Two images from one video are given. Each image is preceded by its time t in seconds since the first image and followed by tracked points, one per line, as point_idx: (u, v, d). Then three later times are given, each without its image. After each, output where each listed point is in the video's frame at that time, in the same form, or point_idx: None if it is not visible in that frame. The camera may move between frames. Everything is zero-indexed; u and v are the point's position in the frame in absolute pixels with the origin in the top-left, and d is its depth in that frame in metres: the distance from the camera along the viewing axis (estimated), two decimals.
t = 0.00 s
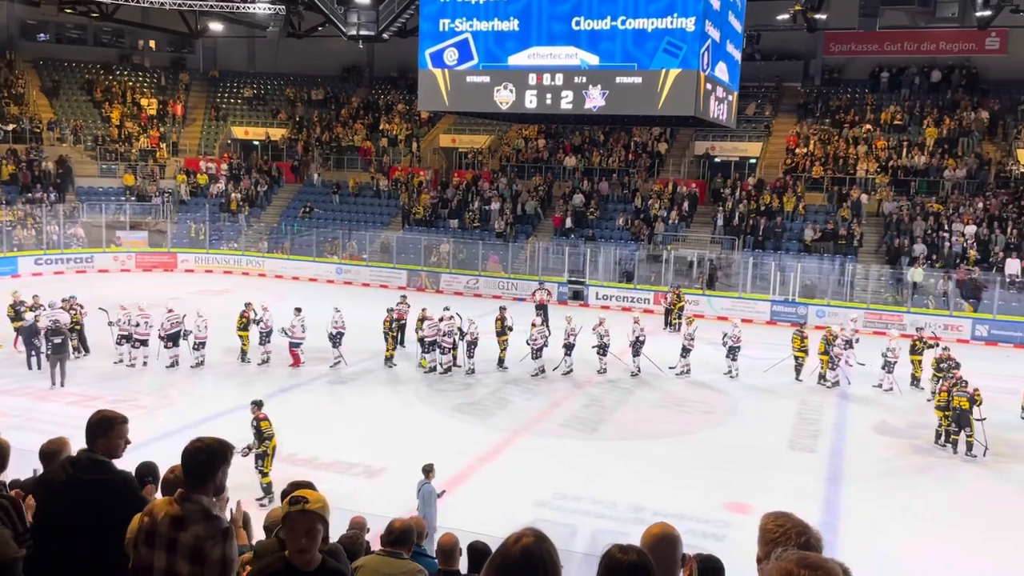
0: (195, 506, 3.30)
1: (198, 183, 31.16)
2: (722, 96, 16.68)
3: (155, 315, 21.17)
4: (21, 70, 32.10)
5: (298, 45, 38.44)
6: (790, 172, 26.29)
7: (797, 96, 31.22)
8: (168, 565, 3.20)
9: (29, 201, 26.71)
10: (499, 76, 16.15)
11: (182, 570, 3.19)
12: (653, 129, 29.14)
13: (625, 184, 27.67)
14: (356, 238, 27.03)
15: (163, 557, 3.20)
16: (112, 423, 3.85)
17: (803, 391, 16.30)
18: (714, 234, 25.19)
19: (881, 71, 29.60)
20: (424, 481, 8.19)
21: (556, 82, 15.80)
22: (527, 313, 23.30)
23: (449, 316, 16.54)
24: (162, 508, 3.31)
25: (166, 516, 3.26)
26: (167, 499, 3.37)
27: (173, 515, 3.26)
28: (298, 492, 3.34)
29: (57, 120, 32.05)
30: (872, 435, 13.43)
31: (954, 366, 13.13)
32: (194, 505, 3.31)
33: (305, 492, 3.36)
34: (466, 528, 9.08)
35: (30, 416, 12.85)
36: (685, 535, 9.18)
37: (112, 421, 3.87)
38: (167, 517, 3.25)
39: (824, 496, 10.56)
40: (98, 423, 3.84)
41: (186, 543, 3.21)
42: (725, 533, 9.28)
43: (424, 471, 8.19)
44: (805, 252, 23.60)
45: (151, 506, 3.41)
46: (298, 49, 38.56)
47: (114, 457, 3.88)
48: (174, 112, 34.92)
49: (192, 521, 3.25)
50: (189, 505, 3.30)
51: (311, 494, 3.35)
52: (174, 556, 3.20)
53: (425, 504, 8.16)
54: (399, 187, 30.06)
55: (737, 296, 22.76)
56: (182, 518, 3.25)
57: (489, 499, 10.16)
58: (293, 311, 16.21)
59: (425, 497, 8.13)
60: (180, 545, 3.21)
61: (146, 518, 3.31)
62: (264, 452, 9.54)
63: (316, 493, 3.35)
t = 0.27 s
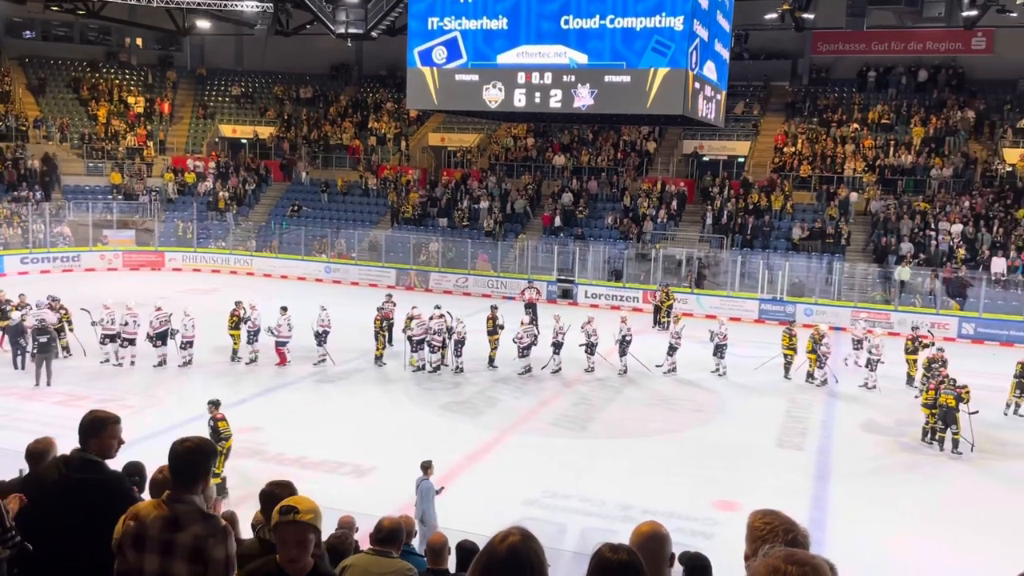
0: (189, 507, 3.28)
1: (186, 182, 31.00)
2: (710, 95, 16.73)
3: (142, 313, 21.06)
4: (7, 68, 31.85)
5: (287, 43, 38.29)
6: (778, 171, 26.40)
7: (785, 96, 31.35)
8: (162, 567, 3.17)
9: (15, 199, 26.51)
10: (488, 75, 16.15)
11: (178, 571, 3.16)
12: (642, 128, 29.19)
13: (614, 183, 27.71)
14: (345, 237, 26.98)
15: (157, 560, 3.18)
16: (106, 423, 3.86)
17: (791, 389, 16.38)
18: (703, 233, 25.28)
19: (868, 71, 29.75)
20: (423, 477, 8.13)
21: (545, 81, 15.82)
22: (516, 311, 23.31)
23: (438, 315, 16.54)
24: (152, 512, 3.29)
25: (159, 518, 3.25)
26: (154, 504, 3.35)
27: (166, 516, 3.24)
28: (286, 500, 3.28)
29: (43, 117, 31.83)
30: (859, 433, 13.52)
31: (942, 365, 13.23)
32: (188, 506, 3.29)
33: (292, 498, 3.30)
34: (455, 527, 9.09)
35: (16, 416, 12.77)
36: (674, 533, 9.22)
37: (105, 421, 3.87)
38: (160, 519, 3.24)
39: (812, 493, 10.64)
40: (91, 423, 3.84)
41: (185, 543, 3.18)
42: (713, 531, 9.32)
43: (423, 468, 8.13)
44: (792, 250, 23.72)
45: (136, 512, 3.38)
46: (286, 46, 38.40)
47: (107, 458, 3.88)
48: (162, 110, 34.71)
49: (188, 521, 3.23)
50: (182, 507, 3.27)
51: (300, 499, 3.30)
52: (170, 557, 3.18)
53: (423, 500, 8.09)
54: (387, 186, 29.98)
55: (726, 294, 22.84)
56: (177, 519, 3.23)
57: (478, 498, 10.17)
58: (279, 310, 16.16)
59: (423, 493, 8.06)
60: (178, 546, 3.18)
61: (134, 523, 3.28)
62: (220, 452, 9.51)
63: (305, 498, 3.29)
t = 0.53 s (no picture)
0: (177, 506, 3.39)
1: (175, 179, 30.87)
2: (699, 94, 16.79)
3: (130, 312, 20.98)
4: None
5: (276, 41, 38.17)
6: (767, 170, 26.52)
7: (774, 95, 31.48)
8: (152, 566, 3.30)
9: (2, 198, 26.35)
10: (478, 73, 16.17)
11: (170, 569, 3.30)
12: (631, 126, 29.26)
13: (603, 181, 27.77)
14: (334, 235, 26.96)
15: (146, 560, 3.30)
16: (106, 423, 3.86)
17: (779, 387, 16.48)
18: (692, 231, 25.39)
19: (857, 69, 29.90)
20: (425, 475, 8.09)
21: (535, 79, 15.85)
22: (506, 310, 23.35)
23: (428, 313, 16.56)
24: (137, 513, 3.35)
25: (146, 517, 3.34)
26: (137, 503, 3.42)
27: (153, 515, 3.34)
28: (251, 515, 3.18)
29: (30, 115, 31.62)
30: (848, 430, 13.62)
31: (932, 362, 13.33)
32: (176, 505, 3.39)
33: (260, 513, 3.20)
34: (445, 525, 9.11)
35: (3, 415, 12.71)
36: (663, 531, 9.28)
37: (104, 421, 3.87)
38: (147, 519, 3.33)
39: (801, 490, 10.72)
40: (91, 422, 3.85)
41: (175, 541, 3.32)
42: (702, 528, 9.39)
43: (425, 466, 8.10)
44: (781, 249, 23.85)
45: (118, 511, 3.42)
46: (275, 44, 38.27)
47: (107, 458, 3.89)
48: (150, 108, 34.54)
49: (176, 521, 3.35)
50: (169, 506, 3.37)
51: (270, 515, 3.19)
52: (159, 556, 3.31)
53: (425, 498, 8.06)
54: (377, 184, 29.92)
55: (715, 292, 22.94)
56: (165, 518, 3.35)
57: (468, 496, 10.20)
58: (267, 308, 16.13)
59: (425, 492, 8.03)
60: (167, 544, 3.31)
61: (118, 525, 3.34)
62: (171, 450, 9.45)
63: (275, 514, 3.19)
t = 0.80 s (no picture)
0: (156, 503, 3.34)
1: (165, 177, 30.72)
2: (690, 92, 16.85)
3: (119, 310, 20.88)
4: None
5: (267, 38, 38.06)
6: (757, 168, 26.65)
7: (765, 93, 31.63)
8: (130, 565, 3.23)
9: None
10: (469, 71, 16.16)
11: (149, 568, 3.23)
12: (623, 124, 29.33)
13: (595, 180, 27.83)
14: (326, 233, 26.93)
15: (125, 559, 3.22)
16: (125, 426, 3.84)
17: (769, 385, 16.59)
18: (683, 230, 25.50)
19: (847, 68, 30.06)
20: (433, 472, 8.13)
21: (526, 77, 15.87)
22: (497, 308, 23.38)
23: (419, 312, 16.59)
24: (115, 511, 3.28)
25: (125, 514, 3.27)
26: (116, 502, 3.35)
27: (133, 513, 3.28)
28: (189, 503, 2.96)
29: (19, 113, 31.43)
30: (838, 428, 13.71)
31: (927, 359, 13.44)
32: (156, 503, 3.35)
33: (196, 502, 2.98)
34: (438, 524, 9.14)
35: None
36: (655, 528, 9.33)
37: (122, 424, 3.85)
38: (125, 517, 3.27)
39: (791, 488, 10.82)
40: (110, 425, 3.83)
41: (156, 538, 3.26)
42: (693, 526, 9.45)
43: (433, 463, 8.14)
44: (772, 247, 23.96)
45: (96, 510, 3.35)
46: (265, 41, 38.12)
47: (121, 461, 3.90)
48: (140, 105, 34.34)
49: (156, 517, 3.30)
50: (149, 504, 3.33)
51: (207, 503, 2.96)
52: (140, 554, 3.24)
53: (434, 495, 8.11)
54: (368, 182, 29.86)
55: (706, 290, 23.03)
56: (144, 516, 3.29)
57: (460, 495, 10.22)
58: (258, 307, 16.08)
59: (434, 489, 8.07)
60: (147, 542, 3.25)
61: (97, 524, 3.25)
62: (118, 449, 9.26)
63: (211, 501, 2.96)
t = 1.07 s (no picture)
0: (139, 499, 3.36)
1: (159, 176, 30.64)
2: (685, 91, 16.86)
3: (113, 309, 20.81)
4: None
5: (261, 37, 37.97)
6: (752, 167, 26.68)
7: (759, 92, 31.66)
8: (112, 562, 3.23)
9: None
10: (464, 69, 16.14)
11: (130, 565, 3.25)
12: (618, 123, 29.34)
13: (590, 178, 27.85)
14: (320, 231, 26.88)
15: (107, 556, 3.23)
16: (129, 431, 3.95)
17: (764, 383, 16.62)
18: (678, 229, 25.53)
19: (842, 67, 30.12)
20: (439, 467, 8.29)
21: (522, 76, 15.86)
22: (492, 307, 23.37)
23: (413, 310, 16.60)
24: (98, 508, 3.28)
25: (107, 511, 3.27)
26: (99, 499, 3.35)
27: (115, 510, 3.29)
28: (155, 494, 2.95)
29: (12, 111, 31.30)
30: (832, 426, 13.75)
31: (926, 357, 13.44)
32: (139, 500, 3.37)
33: (164, 492, 2.98)
34: (433, 523, 9.13)
35: None
36: (650, 527, 9.35)
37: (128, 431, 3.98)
38: (108, 514, 3.27)
39: (785, 486, 10.85)
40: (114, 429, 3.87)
41: (137, 535, 3.27)
42: (688, 524, 9.47)
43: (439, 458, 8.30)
44: (766, 246, 24.01)
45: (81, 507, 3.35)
46: (259, 39, 38.02)
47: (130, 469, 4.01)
48: (134, 104, 34.23)
49: (137, 514, 3.32)
50: (133, 501, 3.34)
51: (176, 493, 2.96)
52: (123, 551, 3.25)
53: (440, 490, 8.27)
54: (363, 181, 29.80)
55: (701, 289, 23.06)
56: (127, 512, 3.30)
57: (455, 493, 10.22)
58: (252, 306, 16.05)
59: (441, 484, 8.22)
60: (129, 539, 3.26)
61: (81, 520, 3.25)
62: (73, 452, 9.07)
63: (181, 490, 2.95)
